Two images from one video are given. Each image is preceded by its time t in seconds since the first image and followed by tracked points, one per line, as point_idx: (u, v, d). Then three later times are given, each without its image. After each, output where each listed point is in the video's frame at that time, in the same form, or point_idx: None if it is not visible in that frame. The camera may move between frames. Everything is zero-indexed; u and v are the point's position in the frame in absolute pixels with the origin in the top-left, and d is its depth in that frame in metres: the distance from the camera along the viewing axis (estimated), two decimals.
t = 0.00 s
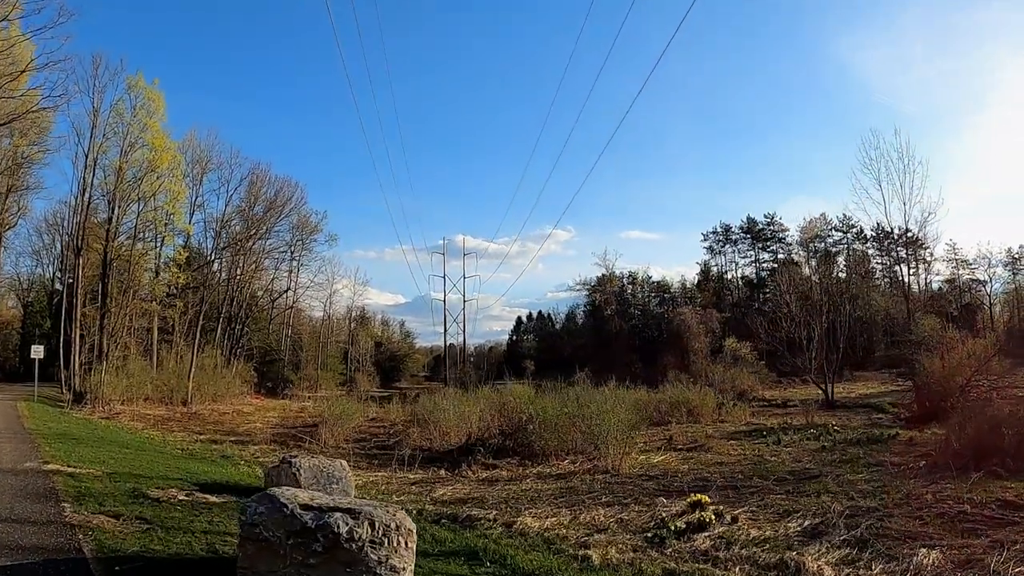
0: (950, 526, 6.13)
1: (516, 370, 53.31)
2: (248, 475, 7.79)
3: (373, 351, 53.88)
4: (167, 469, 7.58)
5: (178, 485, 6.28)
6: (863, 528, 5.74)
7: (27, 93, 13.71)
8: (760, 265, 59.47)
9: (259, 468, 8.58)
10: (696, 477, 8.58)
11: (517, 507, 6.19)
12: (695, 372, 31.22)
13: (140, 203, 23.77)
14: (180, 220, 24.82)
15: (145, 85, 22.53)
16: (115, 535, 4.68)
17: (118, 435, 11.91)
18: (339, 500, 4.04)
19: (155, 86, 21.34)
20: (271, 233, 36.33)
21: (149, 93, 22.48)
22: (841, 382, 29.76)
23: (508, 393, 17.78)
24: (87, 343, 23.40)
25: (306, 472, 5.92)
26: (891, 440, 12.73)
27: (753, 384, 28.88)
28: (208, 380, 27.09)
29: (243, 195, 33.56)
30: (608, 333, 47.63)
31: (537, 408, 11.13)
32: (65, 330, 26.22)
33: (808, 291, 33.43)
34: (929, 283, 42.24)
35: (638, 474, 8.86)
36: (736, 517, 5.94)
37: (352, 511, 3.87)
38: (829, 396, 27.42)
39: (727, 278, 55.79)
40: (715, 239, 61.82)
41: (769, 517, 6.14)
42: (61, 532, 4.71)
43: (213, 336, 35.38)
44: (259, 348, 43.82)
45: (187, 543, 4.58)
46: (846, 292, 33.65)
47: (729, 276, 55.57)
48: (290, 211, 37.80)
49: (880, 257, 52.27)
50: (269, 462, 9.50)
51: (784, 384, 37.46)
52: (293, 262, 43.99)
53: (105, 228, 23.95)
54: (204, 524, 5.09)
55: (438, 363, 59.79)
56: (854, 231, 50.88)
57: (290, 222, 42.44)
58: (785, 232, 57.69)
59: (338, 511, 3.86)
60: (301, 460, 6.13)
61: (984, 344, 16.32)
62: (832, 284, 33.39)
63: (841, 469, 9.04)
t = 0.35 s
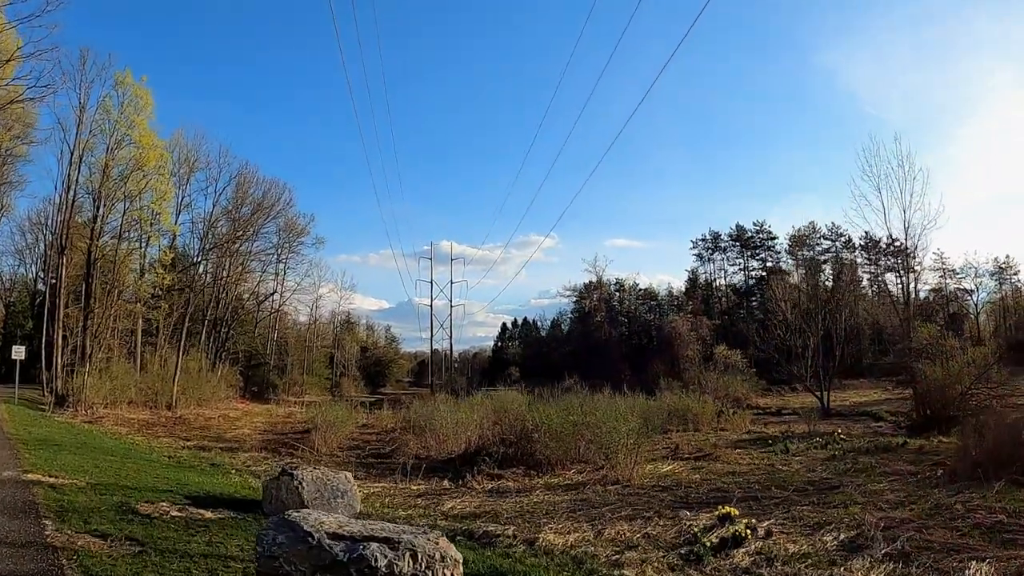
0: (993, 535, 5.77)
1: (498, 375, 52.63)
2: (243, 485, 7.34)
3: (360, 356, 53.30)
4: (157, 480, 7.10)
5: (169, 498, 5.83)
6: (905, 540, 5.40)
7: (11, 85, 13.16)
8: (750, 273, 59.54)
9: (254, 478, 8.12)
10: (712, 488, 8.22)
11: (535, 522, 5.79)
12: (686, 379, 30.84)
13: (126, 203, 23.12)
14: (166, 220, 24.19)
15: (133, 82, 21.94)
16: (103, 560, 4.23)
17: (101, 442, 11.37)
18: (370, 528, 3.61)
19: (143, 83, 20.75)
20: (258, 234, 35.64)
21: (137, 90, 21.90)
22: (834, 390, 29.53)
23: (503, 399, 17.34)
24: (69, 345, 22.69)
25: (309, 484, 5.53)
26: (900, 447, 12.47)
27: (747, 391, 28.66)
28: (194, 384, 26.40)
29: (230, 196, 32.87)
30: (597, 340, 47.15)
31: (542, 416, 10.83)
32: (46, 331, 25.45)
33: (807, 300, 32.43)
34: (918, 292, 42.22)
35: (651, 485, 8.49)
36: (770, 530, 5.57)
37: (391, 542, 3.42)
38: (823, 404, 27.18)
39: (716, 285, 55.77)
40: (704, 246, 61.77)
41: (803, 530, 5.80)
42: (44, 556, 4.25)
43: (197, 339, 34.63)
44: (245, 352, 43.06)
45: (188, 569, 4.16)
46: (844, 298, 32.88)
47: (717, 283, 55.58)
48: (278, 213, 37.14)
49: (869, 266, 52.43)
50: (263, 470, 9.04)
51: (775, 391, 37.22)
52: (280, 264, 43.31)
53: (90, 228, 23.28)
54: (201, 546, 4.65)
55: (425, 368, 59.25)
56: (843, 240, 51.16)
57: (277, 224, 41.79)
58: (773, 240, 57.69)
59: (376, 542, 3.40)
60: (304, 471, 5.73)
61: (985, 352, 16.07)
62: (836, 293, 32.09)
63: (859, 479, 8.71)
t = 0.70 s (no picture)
0: (985, 523, 6.09)
1: (454, 360, 51.18)
2: (205, 473, 6.90)
3: (317, 338, 52.22)
4: (111, 467, 6.58)
5: (126, 490, 5.34)
6: (911, 538, 5.53)
7: None
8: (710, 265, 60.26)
9: (216, 466, 7.66)
10: (699, 483, 8.29)
11: (523, 517, 5.49)
12: (647, 368, 30.73)
13: (82, 174, 21.87)
14: (124, 194, 23.02)
15: (93, 48, 20.76)
16: (55, 568, 3.78)
17: (47, 422, 10.65)
18: (379, 537, 3.33)
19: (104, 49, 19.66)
20: (217, 211, 34.39)
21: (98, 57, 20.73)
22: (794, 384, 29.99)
23: (468, 385, 16.91)
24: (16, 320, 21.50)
25: (281, 474, 5.15)
26: (871, 443, 12.71)
27: (710, 383, 28.89)
28: (148, 363, 25.42)
29: (190, 170, 31.56)
30: (557, 327, 46.35)
31: (516, 404, 10.58)
32: None
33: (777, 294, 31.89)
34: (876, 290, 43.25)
35: (632, 478, 8.36)
36: (775, 532, 5.64)
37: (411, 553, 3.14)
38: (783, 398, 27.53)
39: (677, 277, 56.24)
40: (666, 238, 62.18)
41: (803, 531, 5.91)
42: None
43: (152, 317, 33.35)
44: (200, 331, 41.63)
45: None
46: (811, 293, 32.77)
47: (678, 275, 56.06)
48: (239, 190, 35.88)
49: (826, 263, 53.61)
50: (226, 457, 8.56)
51: (735, 384, 37.57)
52: (238, 243, 41.93)
53: (42, 199, 21.90)
54: (166, 549, 4.22)
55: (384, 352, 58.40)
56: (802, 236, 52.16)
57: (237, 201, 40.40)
58: (735, 234, 58.26)
59: (389, 555, 3.13)
60: (274, 461, 5.34)
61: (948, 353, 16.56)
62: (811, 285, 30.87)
63: (843, 475, 9.07)
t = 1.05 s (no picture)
0: (1008, 529, 6.75)
1: (429, 365, 50.66)
2: (188, 493, 6.49)
3: (291, 346, 51.19)
4: (86, 487, 6.10)
5: (107, 516, 4.91)
6: (944, 546, 6.07)
7: None
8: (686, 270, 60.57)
9: (200, 485, 7.27)
10: (709, 490, 8.40)
11: (537, 535, 5.27)
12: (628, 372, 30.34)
13: (53, 179, 20.96)
14: (98, 199, 22.20)
15: (65, 49, 20.07)
16: None
17: (18, 438, 10.06)
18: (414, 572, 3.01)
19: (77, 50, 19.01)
20: (191, 218, 33.53)
21: (70, 59, 20.08)
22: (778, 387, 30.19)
23: (454, 393, 16.53)
24: None
25: (277, 496, 4.81)
26: (866, 449, 13.03)
27: (694, 387, 28.90)
28: (121, 373, 24.57)
29: (164, 175, 30.69)
30: (535, 332, 45.32)
31: (507, 412, 10.37)
32: None
33: (759, 296, 31.38)
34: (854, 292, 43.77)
35: (638, 488, 8.25)
36: (807, 543, 5.98)
37: None
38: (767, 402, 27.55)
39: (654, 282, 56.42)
40: (643, 243, 62.23)
41: (830, 540, 6.22)
42: None
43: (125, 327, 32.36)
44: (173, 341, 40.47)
45: None
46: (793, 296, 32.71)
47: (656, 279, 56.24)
48: (212, 196, 35.13)
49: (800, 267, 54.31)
50: (210, 474, 8.12)
51: (716, 388, 37.50)
52: (212, 250, 40.93)
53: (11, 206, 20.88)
54: None
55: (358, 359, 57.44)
56: (777, 241, 52.86)
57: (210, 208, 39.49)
58: (712, 239, 58.35)
59: None
60: (268, 481, 4.97)
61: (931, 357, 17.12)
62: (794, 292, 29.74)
63: (854, 479, 9.55)
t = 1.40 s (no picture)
0: None
1: (425, 379, 50.12)
2: (194, 519, 6.16)
3: (285, 362, 50.50)
4: (86, 515, 5.73)
5: (111, 549, 4.53)
6: (1000, 548, 5.93)
7: None
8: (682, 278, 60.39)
9: (207, 509, 6.92)
10: (740, 501, 8.21)
11: (582, 556, 5.08)
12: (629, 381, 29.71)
13: (45, 195, 20.50)
14: (91, 215, 21.74)
15: (56, 62, 19.74)
16: None
17: (11, 461, 9.63)
18: None
19: (68, 63, 18.68)
20: (184, 234, 33.08)
21: (61, 73, 19.76)
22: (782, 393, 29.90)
23: (458, 406, 16.11)
24: None
25: (298, 523, 4.54)
26: (885, 453, 12.87)
27: (697, 396, 28.54)
28: (116, 392, 24.01)
29: (156, 191, 30.26)
30: (533, 343, 43.84)
31: (517, 427, 10.08)
32: None
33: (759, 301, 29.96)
34: (853, 296, 43.49)
35: (665, 502, 8.02)
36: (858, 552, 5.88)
37: None
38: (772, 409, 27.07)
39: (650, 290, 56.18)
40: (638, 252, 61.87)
41: (880, 548, 6.11)
42: None
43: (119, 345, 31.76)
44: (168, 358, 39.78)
45: None
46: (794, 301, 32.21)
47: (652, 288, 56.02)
48: (206, 210, 34.72)
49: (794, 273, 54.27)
50: (215, 497, 7.75)
51: (718, 395, 36.96)
52: (205, 265, 40.35)
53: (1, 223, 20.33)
54: None
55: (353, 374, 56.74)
56: (772, 247, 52.85)
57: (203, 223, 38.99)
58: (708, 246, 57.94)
59: None
60: (287, 506, 4.70)
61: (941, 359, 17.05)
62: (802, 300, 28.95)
63: (885, 484, 9.44)
